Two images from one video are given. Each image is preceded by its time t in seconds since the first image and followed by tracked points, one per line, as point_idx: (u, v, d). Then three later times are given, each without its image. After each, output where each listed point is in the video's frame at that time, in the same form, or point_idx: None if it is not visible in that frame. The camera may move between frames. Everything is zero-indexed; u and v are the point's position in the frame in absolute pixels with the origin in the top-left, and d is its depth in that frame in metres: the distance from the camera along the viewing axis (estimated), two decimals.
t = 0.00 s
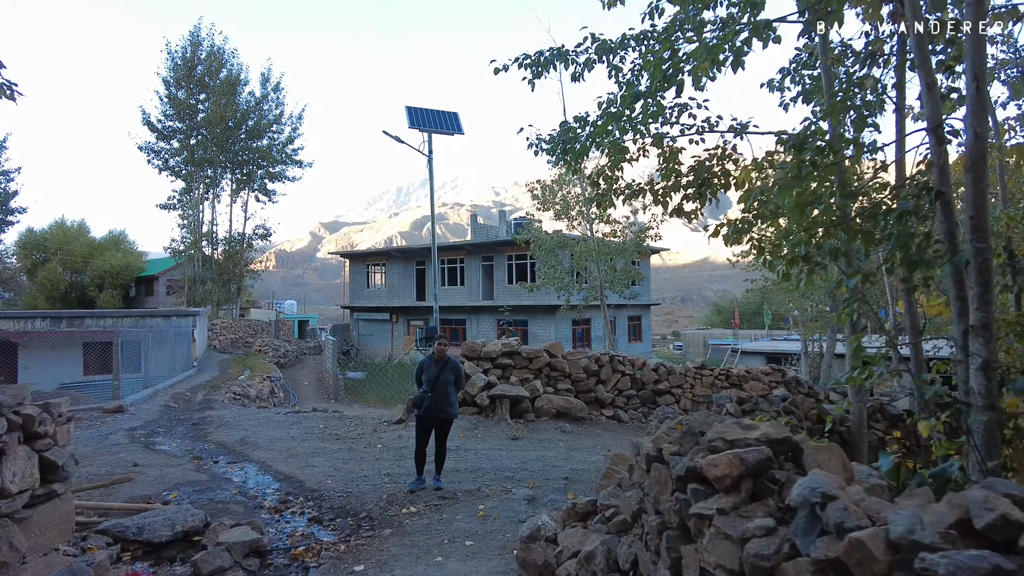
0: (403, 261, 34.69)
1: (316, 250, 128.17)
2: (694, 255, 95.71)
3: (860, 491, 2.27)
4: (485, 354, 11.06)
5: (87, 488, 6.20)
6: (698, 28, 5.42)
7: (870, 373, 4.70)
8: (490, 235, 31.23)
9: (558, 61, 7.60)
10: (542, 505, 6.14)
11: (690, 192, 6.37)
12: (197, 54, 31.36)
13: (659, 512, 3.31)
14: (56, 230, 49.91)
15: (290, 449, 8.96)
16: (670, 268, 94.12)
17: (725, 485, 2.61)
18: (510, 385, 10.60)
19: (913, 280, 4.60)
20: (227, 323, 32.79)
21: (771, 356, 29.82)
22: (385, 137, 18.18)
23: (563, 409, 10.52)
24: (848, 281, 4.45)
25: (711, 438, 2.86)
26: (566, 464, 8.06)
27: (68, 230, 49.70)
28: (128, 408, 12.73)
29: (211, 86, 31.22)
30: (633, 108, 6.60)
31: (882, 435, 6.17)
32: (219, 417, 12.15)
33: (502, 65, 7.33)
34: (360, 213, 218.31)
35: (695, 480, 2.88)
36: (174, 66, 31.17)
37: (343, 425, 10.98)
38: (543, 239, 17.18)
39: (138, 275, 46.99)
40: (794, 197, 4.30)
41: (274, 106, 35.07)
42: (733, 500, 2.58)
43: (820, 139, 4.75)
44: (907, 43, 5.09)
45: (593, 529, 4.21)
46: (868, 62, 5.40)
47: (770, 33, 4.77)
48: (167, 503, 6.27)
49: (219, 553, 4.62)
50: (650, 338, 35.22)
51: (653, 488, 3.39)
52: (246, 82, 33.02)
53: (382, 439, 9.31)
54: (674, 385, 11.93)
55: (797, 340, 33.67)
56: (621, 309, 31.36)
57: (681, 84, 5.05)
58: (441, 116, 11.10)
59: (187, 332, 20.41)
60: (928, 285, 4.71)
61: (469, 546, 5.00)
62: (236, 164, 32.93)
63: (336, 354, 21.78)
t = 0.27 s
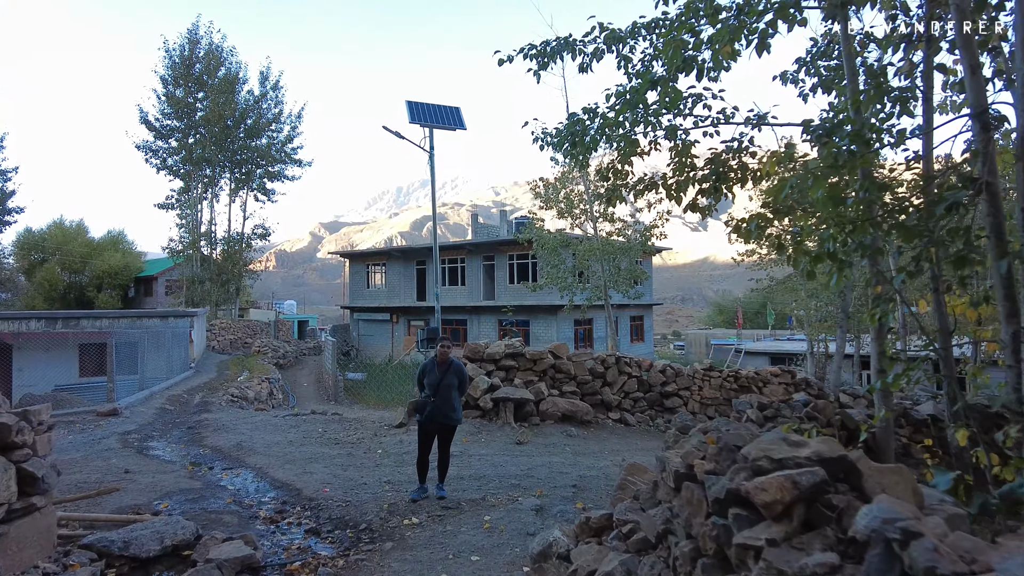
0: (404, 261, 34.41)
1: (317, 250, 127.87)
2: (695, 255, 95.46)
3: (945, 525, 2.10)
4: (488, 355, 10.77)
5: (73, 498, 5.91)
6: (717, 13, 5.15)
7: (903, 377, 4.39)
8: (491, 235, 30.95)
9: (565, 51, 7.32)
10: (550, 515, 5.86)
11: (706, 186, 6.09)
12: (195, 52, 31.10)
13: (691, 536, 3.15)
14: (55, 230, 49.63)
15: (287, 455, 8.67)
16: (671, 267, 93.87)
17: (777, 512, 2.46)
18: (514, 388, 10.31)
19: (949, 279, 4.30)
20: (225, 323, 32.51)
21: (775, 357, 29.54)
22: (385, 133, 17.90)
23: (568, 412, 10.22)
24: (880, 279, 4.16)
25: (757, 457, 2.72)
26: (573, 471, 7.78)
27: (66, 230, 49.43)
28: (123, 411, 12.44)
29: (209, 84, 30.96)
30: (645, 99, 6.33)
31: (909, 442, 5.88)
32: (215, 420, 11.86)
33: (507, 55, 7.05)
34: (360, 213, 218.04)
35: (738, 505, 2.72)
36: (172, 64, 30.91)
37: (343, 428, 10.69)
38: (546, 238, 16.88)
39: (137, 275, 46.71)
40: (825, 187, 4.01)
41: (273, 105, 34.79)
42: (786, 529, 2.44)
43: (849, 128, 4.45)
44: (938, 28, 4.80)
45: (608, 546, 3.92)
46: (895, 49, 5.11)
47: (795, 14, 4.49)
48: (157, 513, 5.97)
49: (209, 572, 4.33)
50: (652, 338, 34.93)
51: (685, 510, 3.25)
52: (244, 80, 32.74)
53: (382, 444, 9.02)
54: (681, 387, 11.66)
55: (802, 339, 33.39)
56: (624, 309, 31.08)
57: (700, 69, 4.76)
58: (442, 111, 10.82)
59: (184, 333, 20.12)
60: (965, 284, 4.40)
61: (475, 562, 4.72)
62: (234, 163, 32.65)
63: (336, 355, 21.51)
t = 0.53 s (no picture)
0: (406, 261, 34.16)
1: (319, 250, 127.77)
2: (698, 255, 95.12)
3: None
4: (493, 355, 10.49)
5: (60, 505, 5.65)
6: None
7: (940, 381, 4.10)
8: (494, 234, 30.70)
9: (574, 40, 7.05)
10: (559, 523, 5.59)
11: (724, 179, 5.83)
12: (196, 50, 30.90)
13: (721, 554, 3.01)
14: (57, 229, 49.51)
15: (286, 458, 8.42)
16: (674, 268, 93.52)
17: (837, 537, 2.36)
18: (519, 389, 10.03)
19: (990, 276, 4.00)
20: (226, 323, 32.32)
21: (782, 357, 29.22)
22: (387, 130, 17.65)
23: (575, 414, 9.92)
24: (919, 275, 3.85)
25: (810, 472, 2.64)
26: (582, 476, 7.51)
27: (67, 229, 49.24)
28: (119, 412, 12.19)
29: (210, 82, 30.75)
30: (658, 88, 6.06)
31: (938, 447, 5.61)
32: (214, 422, 11.62)
33: (514, 44, 6.79)
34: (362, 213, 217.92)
35: (786, 525, 2.61)
36: (173, 62, 30.70)
37: (343, 430, 10.42)
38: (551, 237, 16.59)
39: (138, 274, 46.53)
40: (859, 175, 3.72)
41: (274, 104, 34.58)
42: (848, 556, 2.34)
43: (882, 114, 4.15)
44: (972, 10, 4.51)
45: (625, 560, 3.66)
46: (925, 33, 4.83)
47: None
48: (149, 521, 5.71)
49: None
50: (657, 339, 34.64)
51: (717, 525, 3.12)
52: (246, 79, 32.54)
53: (384, 446, 8.76)
54: (691, 388, 11.41)
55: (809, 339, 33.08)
56: (628, 309, 30.80)
57: (721, 52, 4.48)
58: (446, 105, 10.56)
59: (184, 333, 19.87)
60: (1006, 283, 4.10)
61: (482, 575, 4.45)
62: (235, 162, 32.41)
63: (337, 355, 21.26)
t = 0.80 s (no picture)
0: (407, 260, 33.86)
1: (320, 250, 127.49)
2: (700, 255, 94.72)
3: None
4: (498, 356, 10.18)
5: (44, 515, 5.34)
6: None
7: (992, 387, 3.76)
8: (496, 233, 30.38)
9: (586, 27, 6.73)
10: (572, 535, 5.29)
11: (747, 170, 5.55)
12: (196, 47, 30.61)
13: None
14: (56, 228, 49.24)
15: (284, 463, 8.11)
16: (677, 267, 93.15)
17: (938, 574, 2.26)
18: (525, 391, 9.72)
19: None
20: (226, 323, 32.04)
21: (788, 358, 28.87)
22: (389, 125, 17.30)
23: (583, 417, 9.61)
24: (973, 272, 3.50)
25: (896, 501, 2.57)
26: (592, 483, 7.20)
27: (67, 228, 48.88)
28: (114, 414, 11.88)
29: (210, 80, 30.46)
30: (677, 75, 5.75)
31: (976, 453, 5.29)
32: (211, 424, 11.31)
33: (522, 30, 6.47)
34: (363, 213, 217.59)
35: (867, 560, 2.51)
36: (173, 60, 30.42)
37: (344, 433, 10.11)
38: (555, 236, 16.24)
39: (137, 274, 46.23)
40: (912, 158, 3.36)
41: (275, 102, 34.28)
42: None
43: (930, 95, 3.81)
44: None
45: None
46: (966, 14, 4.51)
47: None
48: (139, 532, 5.40)
49: None
50: (660, 339, 34.28)
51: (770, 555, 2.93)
52: (246, 76, 32.24)
53: (386, 451, 8.46)
54: (700, 390, 11.17)
55: (814, 339, 32.75)
56: (632, 309, 30.46)
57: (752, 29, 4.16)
58: (450, 98, 10.25)
59: (182, 333, 19.56)
60: None
61: None
62: (235, 160, 32.10)
63: (338, 355, 20.97)
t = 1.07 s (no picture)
0: (407, 259, 33.63)
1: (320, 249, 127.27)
2: (700, 255, 94.61)
3: None
4: (500, 358, 9.95)
5: (27, 525, 5.09)
6: None
7: None
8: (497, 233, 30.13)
9: (593, 17, 6.49)
10: (582, 547, 5.03)
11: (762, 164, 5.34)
12: (194, 45, 30.37)
13: None
14: (55, 228, 49.03)
15: (281, 468, 7.87)
16: (677, 268, 93.02)
17: None
18: (528, 393, 9.47)
19: None
20: (225, 323, 31.81)
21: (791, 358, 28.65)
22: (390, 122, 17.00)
23: (588, 420, 9.38)
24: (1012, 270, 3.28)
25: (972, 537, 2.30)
26: (599, 489, 6.96)
27: (66, 228, 48.71)
28: (109, 416, 11.63)
29: (208, 78, 30.24)
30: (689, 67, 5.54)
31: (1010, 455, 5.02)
32: (207, 426, 11.06)
33: (527, 20, 6.24)
34: (364, 213, 217.52)
35: None
36: (171, 57, 30.19)
37: (342, 436, 9.86)
38: (557, 234, 15.99)
39: (136, 273, 46.01)
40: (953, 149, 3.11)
41: (274, 100, 34.06)
42: None
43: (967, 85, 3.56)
44: None
45: None
46: None
47: None
48: (127, 542, 5.15)
49: None
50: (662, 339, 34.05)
51: None
52: (246, 74, 31.98)
53: (386, 455, 8.21)
54: (708, 393, 10.92)
55: (817, 339, 32.51)
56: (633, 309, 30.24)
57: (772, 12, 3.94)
58: (452, 92, 10.01)
59: (180, 333, 19.33)
60: None
61: None
62: (235, 159, 31.88)
63: (338, 355, 20.72)
